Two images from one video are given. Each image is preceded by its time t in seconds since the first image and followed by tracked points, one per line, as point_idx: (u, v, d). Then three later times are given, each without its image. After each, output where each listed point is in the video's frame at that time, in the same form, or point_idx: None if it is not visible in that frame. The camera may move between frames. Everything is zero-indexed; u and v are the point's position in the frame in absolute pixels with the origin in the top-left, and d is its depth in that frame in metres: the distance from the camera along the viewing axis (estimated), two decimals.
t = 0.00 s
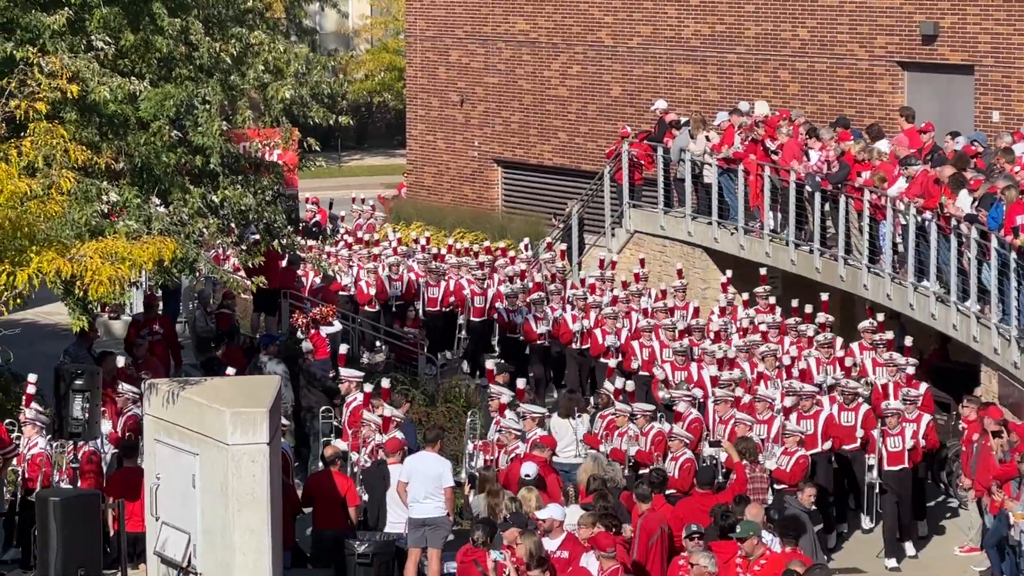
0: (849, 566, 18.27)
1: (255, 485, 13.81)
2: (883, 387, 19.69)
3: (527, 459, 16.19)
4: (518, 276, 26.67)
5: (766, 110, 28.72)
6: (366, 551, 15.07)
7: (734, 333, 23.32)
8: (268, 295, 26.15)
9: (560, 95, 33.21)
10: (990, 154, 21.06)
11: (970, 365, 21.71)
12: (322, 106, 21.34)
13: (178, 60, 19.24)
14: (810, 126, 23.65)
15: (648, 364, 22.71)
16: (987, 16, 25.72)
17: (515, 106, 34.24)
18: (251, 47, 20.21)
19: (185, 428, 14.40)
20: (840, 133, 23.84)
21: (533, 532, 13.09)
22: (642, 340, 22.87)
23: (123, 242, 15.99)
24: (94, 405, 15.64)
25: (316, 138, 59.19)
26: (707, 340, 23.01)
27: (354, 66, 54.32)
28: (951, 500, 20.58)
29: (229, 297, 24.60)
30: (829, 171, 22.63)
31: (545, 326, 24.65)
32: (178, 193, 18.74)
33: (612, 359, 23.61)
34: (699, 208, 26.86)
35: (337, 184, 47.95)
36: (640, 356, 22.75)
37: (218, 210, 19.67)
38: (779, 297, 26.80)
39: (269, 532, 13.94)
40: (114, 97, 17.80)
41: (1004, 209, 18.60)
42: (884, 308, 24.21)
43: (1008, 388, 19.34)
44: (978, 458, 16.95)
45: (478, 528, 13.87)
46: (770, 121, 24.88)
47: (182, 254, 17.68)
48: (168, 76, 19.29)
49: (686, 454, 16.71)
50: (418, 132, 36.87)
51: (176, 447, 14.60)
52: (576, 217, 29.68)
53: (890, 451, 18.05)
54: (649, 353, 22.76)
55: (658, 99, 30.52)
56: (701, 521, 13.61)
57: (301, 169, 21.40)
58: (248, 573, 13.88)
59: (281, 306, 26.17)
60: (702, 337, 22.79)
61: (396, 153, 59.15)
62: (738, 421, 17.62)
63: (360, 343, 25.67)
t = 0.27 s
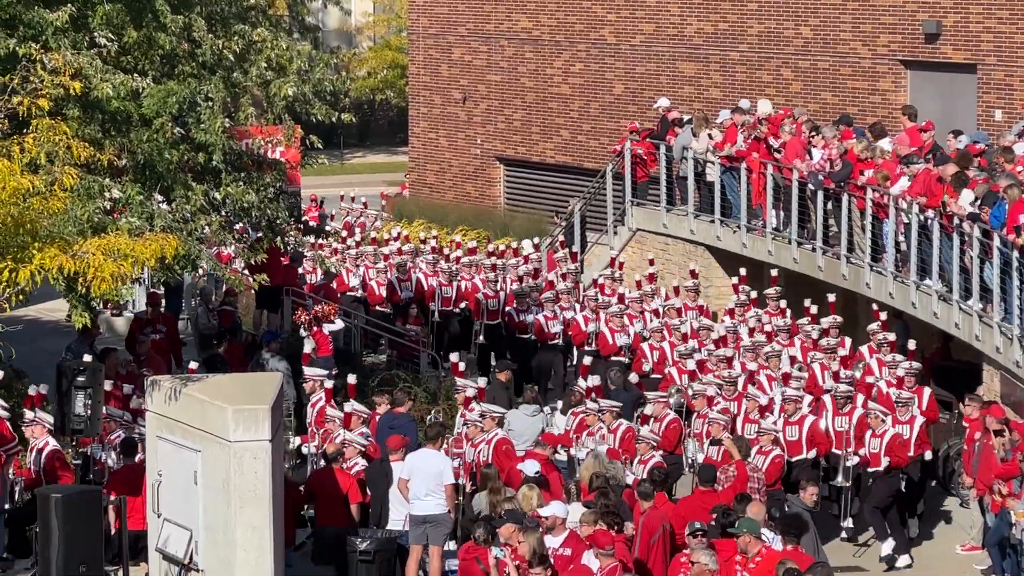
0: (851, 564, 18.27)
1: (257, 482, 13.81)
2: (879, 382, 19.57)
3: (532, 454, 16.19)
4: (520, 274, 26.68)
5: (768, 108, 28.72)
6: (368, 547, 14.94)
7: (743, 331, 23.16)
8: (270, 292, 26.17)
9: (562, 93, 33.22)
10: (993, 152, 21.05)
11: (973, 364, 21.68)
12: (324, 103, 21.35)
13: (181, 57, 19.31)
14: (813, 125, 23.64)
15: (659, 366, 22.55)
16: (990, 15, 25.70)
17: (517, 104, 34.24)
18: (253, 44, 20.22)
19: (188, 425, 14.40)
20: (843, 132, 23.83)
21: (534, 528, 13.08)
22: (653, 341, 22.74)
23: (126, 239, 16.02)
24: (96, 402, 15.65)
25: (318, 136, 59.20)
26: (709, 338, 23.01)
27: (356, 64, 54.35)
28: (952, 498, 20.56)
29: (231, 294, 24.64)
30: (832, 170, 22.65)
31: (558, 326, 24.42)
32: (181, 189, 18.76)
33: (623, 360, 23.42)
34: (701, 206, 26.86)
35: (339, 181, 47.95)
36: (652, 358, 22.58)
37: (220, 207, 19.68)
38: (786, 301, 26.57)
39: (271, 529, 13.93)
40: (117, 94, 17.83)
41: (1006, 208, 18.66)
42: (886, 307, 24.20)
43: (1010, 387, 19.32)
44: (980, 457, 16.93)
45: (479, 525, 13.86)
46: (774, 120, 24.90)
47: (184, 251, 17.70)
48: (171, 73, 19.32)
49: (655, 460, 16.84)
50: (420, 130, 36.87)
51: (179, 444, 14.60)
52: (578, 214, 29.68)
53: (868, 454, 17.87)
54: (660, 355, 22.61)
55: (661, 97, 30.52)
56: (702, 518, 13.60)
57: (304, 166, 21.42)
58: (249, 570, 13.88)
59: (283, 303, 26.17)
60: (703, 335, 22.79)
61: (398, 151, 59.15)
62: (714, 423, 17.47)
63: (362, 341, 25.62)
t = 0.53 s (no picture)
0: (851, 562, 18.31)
1: (257, 479, 13.81)
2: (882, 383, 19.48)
3: (529, 454, 16.16)
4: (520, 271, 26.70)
5: (769, 107, 28.71)
6: (367, 545, 14.80)
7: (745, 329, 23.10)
8: (271, 289, 26.18)
9: (563, 91, 33.21)
10: (994, 151, 21.03)
11: (974, 362, 21.65)
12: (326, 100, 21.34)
13: (181, 54, 19.34)
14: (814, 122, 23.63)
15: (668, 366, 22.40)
16: (991, 14, 25.70)
17: (518, 102, 34.23)
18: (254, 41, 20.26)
19: (187, 422, 14.39)
20: (844, 131, 23.85)
21: (534, 527, 13.09)
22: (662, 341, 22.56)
23: (126, 236, 16.02)
24: (95, 398, 15.66)
25: (319, 133, 59.23)
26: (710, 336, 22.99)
27: (357, 61, 54.35)
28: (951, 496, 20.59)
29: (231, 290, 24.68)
30: (833, 168, 22.67)
31: (566, 328, 24.44)
32: (182, 186, 18.80)
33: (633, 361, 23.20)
34: (701, 204, 26.85)
35: (340, 179, 47.96)
36: (660, 359, 22.44)
37: (221, 204, 19.71)
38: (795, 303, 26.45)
39: (271, 527, 13.93)
40: (117, 90, 17.84)
41: (1007, 207, 18.64)
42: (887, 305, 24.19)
43: (1011, 386, 19.29)
44: (980, 455, 16.92)
45: (479, 524, 13.86)
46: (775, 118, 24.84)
47: (185, 249, 17.74)
48: (172, 70, 19.33)
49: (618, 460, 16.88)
50: (421, 128, 36.84)
51: (178, 442, 14.59)
52: (579, 212, 29.69)
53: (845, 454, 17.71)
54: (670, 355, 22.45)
55: (662, 95, 30.51)
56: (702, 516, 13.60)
57: (305, 163, 21.44)
58: (250, 567, 13.88)
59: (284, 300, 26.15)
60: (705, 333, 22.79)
61: (399, 148, 59.15)
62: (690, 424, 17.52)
63: (362, 339, 25.62)
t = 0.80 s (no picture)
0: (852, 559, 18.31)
1: (257, 476, 13.81)
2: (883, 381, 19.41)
3: (526, 451, 16.20)
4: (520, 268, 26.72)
5: (770, 104, 28.70)
6: (367, 541, 14.87)
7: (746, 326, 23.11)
8: (271, 285, 26.18)
9: (564, 88, 33.20)
10: (995, 148, 21.01)
11: (976, 360, 21.46)
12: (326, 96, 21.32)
13: (182, 50, 19.35)
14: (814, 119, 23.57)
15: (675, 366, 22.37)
16: (992, 11, 25.69)
17: (519, 98, 34.22)
18: (255, 37, 20.14)
19: (187, 418, 14.38)
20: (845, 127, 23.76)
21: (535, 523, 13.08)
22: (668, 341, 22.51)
23: (126, 232, 15.97)
24: (96, 394, 15.64)
25: (320, 129, 59.25)
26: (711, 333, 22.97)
27: (358, 57, 54.34)
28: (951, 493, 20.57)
29: (231, 286, 24.68)
30: (834, 166, 22.66)
31: (572, 327, 24.19)
32: (182, 182, 18.82)
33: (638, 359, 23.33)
34: (702, 201, 26.80)
35: (341, 175, 47.96)
36: (666, 358, 22.38)
37: (222, 200, 19.72)
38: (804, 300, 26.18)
39: (272, 524, 13.93)
40: (118, 87, 17.88)
41: (1009, 204, 18.80)
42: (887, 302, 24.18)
43: (1013, 383, 19.28)
44: (981, 453, 16.90)
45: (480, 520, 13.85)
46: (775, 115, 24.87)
47: (186, 245, 17.75)
48: (173, 66, 19.34)
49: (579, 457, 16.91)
50: (422, 124, 36.81)
51: (178, 438, 14.59)
52: (579, 209, 29.68)
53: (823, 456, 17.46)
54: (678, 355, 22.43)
55: (663, 92, 30.49)
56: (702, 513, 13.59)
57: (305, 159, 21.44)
58: (250, 564, 13.89)
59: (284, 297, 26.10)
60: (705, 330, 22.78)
61: (399, 145, 59.16)
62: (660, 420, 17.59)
63: (364, 334, 25.64)
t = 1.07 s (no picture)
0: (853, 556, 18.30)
1: (258, 471, 13.81)
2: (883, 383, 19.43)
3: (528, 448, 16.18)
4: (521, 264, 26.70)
5: (771, 100, 28.69)
6: (368, 537, 14.85)
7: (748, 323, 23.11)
8: (272, 281, 26.17)
9: (566, 84, 33.19)
10: (996, 145, 21.00)
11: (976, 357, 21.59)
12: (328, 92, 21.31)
13: (184, 46, 19.38)
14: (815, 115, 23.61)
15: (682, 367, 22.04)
16: (994, 8, 25.69)
17: (521, 94, 34.21)
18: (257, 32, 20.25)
19: (189, 414, 14.38)
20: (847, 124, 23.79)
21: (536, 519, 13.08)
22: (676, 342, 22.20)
23: (128, 227, 15.93)
24: (97, 390, 15.64)
25: (321, 125, 59.25)
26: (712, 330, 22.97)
27: (359, 53, 54.33)
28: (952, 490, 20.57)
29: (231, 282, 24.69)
30: (835, 162, 22.66)
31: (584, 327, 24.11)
32: (183, 178, 18.83)
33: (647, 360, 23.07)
34: (704, 197, 26.83)
35: (342, 171, 47.94)
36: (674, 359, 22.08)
37: (223, 195, 19.74)
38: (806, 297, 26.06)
39: (272, 520, 13.93)
40: (119, 82, 17.72)
41: (1011, 200, 18.81)
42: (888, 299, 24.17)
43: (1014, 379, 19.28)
44: (982, 450, 16.90)
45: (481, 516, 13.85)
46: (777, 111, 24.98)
47: (187, 240, 17.77)
48: (175, 61, 19.36)
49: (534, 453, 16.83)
50: (423, 120, 36.78)
51: (180, 433, 14.58)
52: (581, 205, 29.68)
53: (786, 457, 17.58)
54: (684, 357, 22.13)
55: (664, 88, 30.49)
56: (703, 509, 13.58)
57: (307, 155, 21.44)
58: (250, 560, 13.88)
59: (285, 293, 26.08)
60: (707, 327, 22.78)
61: (401, 141, 59.15)
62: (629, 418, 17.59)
63: (364, 331, 25.64)
